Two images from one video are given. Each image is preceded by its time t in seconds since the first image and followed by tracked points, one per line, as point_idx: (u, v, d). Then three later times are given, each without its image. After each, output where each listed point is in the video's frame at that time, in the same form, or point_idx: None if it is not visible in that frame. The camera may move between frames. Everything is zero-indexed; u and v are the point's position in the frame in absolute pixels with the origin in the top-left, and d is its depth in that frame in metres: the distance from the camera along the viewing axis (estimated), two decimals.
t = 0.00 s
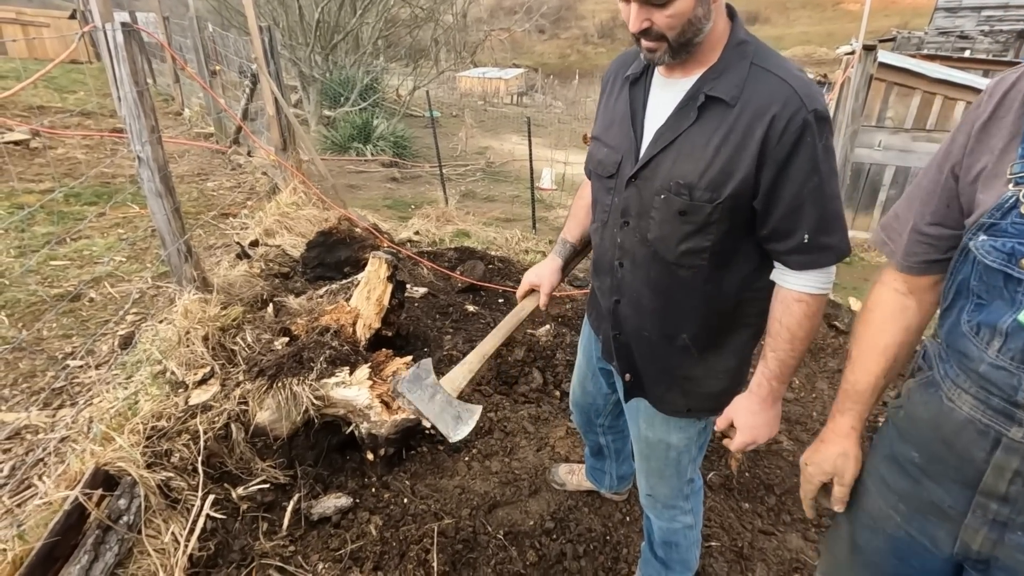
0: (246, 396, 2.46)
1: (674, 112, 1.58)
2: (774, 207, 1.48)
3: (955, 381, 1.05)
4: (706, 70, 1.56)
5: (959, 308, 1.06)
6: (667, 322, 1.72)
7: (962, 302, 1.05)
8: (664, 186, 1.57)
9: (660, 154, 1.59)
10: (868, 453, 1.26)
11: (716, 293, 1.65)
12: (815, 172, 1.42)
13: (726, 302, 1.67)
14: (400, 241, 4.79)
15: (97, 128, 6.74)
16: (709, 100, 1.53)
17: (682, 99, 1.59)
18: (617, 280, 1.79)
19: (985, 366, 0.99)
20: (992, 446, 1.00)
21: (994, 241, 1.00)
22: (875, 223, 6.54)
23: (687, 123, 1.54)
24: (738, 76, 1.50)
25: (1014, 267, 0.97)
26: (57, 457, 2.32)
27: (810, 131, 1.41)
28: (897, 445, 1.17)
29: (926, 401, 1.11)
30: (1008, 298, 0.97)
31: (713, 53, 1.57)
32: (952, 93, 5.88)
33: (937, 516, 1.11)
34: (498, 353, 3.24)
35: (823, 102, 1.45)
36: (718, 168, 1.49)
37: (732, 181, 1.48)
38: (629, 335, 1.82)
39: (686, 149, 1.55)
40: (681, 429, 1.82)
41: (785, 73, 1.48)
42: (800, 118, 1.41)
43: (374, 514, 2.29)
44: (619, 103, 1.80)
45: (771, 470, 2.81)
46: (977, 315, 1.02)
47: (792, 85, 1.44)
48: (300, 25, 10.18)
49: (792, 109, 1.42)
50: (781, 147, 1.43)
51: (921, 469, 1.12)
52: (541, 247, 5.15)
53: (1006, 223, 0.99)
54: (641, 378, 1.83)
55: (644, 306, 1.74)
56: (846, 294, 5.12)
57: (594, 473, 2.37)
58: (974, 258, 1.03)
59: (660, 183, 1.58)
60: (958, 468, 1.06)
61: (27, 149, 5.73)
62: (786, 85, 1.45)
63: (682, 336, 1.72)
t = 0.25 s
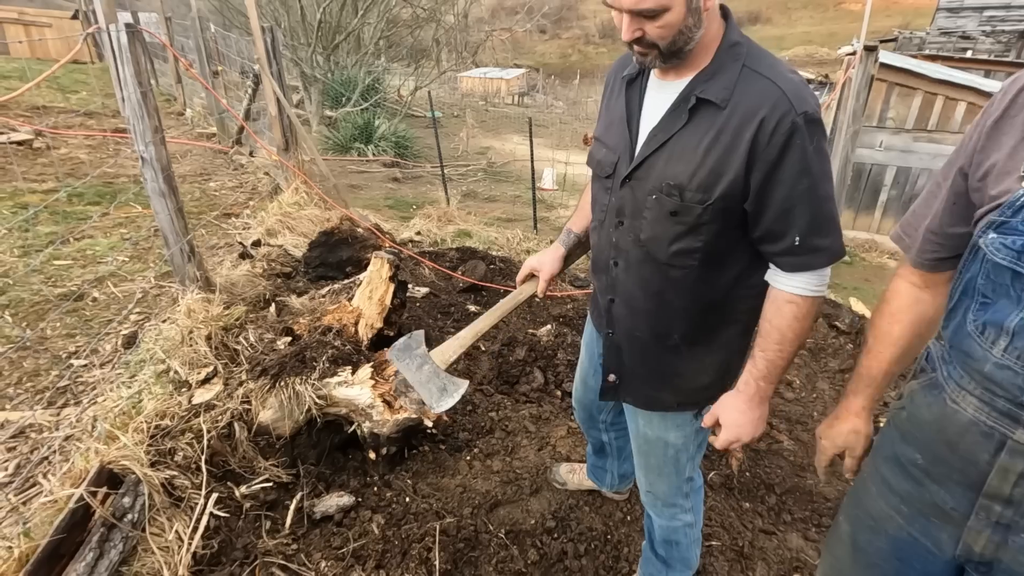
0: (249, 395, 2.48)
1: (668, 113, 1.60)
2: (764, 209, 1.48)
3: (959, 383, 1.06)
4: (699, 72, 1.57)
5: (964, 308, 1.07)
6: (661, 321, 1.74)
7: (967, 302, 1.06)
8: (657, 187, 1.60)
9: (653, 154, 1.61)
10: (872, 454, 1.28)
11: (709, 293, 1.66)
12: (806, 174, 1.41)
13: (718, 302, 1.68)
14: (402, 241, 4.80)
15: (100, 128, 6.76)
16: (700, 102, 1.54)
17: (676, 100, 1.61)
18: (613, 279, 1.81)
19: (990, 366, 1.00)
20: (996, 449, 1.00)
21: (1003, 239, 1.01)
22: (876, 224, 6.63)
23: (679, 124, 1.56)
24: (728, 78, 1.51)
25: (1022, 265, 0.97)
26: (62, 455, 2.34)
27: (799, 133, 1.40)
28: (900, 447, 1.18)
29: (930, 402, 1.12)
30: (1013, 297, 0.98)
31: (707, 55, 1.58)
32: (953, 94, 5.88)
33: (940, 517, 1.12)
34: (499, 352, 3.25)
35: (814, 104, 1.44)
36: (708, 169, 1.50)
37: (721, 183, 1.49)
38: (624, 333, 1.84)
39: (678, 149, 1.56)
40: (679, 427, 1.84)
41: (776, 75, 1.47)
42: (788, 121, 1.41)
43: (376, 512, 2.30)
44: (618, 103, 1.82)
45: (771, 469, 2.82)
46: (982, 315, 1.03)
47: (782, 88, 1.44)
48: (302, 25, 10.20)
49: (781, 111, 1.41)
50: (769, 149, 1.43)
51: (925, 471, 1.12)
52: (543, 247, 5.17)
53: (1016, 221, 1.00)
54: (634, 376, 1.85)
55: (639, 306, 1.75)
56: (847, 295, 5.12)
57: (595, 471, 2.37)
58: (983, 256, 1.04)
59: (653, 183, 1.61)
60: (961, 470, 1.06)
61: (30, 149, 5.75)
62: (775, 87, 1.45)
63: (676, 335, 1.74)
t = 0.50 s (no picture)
0: (249, 395, 2.48)
1: (659, 115, 1.61)
2: (750, 214, 1.48)
3: (958, 385, 1.06)
4: (692, 75, 1.58)
5: (959, 309, 1.08)
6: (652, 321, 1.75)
7: (962, 303, 1.07)
8: (646, 188, 1.61)
9: (644, 155, 1.62)
10: (874, 455, 1.28)
11: (697, 296, 1.66)
12: (790, 181, 1.40)
13: (707, 306, 1.67)
14: (403, 241, 4.81)
15: (102, 129, 6.78)
16: (691, 105, 1.54)
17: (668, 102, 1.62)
18: (607, 277, 1.83)
19: (987, 367, 1.00)
20: (996, 449, 1.01)
21: (997, 240, 1.01)
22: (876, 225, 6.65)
23: (669, 126, 1.57)
24: (718, 83, 1.51)
25: (1017, 266, 0.98)
26: (64, 455, 2.34)
27: (784, 140, 1.39)
28: (902, 448, 1.18)
29: (930, 404, 1.12)
30: (1008, 297, 0.99)
31: (701, 58, 1.58)
32: (954, 95, 5.88)
33: (943, 519, 1.13)
34: (499, 353, 3.26)
35: (802, 110, 1.42)
36: (694, 173, 1.51)
37: (707, 187, 1.50)
38: (618, 331, 1.86)
39: (668, 151, 1.58)
40: (675, 427, 1.85)
41: (766, 81, 1.47)
42: (773, 127, 1.40)
43: (376, 512, 2.30)
44: (617, 102, 1.84)
45: (771, 470, 2.82)
46: (978, 316, 1.03)
47: (768, 93, 1.43)
48: (303, 26, 10.22)
49: (767, 117, 1.41)
50: (754, 155, 1.42)
51: (927, 473, 1.13)
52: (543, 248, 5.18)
53: (1010, 222, 1.01)
54: (630, 375, 1.86)
55: (631, 305, 1.77)
56: (847, 296, 5.12)
57: (596, 471, 2.37)
58: (977, 257, 1.05)
59: (643, 185, 1.62)
60: (963, 472, 1.07)
61: (32, 150, 5.76)
62: (763, 93, 1.44)
63: (666, 335, 1.75)
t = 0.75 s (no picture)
0: (251, 395, 2.48)
1: (666, 116, 1.61)
2: (754, 217, 1.48)
3: (952, 376, 1.06)
4: (700, 76, 1.58)
5: (954, 304, 1.07)
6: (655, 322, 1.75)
7: (956, 298, 1.06)
8: (651, 189, 1.61)
9: (649, 155, 1.62)
10: (876, 446, 1.28)
11: (699, 297, 1.66)
12: (795, 184, 1.40)
13: (710, 309, 1.67)
14: (404, 241, 4.82)
15: (104, 128, 6.78)
16: (698, 106, 1.55)
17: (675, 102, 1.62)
18: (609, 277, 1.84)
19: (977, 359, 1.00)
20: (986, 439, 1.01)
21: (983, 238, 1.01)
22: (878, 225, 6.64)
23: (675, 127, 1.57)
24: (726, 84, 1.51)
25: (1003, 264, 0.97)
26: (66, 454, 2.35)
27: (792, 144, 1.39)
28: (902, 438, 1.19)
29: (928, 395, 1.12)
30: (997, 293, 0.98)
31: (710, 59, 1.58)
32: (956, 96, 5.89)
33: (939, 507, 1.12)
34: (501, 353, 3.26)
35: (810, 114, 1.42)
36: (699, 174, 1.51)
37: (712, 189, 1.50)
38: (621, 331, 1.86)
39: (673, 152, 1.58)
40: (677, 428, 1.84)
41: (775, 83, 1.47)
42: (780, 130, 1.40)
43: (377, 512, 2.30)
44: (624, 101, 1.84)
45: (773, 471, 2.82)
46: (969, 309, 1.02)
47: (778, 95, 1.43)
48: (305, 26, 10.23)
49: (774, 120, 1.41)
50: (760, 158, 1.42)
51: (925, 462, 1.13)
52: (545, 248, 5.18)
53: (995, 220, 1.01)
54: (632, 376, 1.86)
55: (633, 304, 1.78)
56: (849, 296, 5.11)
57: (597, 472, 2.38)
58: (966, 255, 1.04)
59: (647, 185, 1.62)
60: (957, 461, 1.06)
61: (34, 149, 5.77)
62: (772, 95, 1.44)
63: (668, 336, 1.75)
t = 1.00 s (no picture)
0: (255, 394, 2.49)
1: (670, 119, 1.61)
2: (767, 215, 1.49)
3: (959, 380, 1.05)
4: (702, 77, 1.58)
5: (959, 307, 1.06)
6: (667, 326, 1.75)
7: (961, 301, 1.05)
8: (660, 192, 1.61)
9: (656, 160, 1.62)
10: (876, 448, 1.28)
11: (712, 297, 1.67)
12: (808, 180, 1.41)
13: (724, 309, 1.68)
14: (407, 241, 4.82)
15: (108, 128, 6.80)
16: (703, 107, 1.55)
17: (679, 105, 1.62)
18: (618, 283, 1.83)
19: (987, 364, 0.99)
20: (999, 444, 1.00)
21: (990, 241, 1.00)
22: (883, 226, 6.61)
23: (682, 130, 1.57)
24: (731, 85, 1.51)
25: (1010, 266, 0.96)
26: (70, 453, 2.35)
27: (802, 139, 1.41)
28: (904, 440, 1.18)
29: (932, 398, 1.12)
30: (1005, 297, 0.97)
31: (711, 60, 1.58)
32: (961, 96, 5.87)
33: (945, 509, 1.11)
34: (504, 353, 3.25)
35: (818, 109, 1.44)
36: (710, 175, 1.51)
37: (724, 188, 1.50)
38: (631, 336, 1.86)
39: (680, 155, 1.58)
40: (686, 431, 1.83)
41: (780, 80, 1.48)
42: (790, 127, 1.41)
43: (381, 512, 2.30)
44: (624, 106, 1.84)
45: (777, 472, 2.81)
46: (976, 313, 1.01)
47: (785, 92, 1.44)
48: (309, 26, 10.25)
49: (783, 116, 1.42)
50: (772, 155, 1.43)
51: (929, 464, 1.12)
52: (548, 248, 5.17)
53: (1002, 223, 0.99)
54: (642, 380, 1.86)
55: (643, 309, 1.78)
56: (853, 297, 5.10)
57: (601, 472, 2.39)
58: (972, 258, 1.03)
59: (656, 189, 1.61)
60: (965, 464, 1.05)
61: (38, 149, 5.78)
62: (779, 92, 1.45)
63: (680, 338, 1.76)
